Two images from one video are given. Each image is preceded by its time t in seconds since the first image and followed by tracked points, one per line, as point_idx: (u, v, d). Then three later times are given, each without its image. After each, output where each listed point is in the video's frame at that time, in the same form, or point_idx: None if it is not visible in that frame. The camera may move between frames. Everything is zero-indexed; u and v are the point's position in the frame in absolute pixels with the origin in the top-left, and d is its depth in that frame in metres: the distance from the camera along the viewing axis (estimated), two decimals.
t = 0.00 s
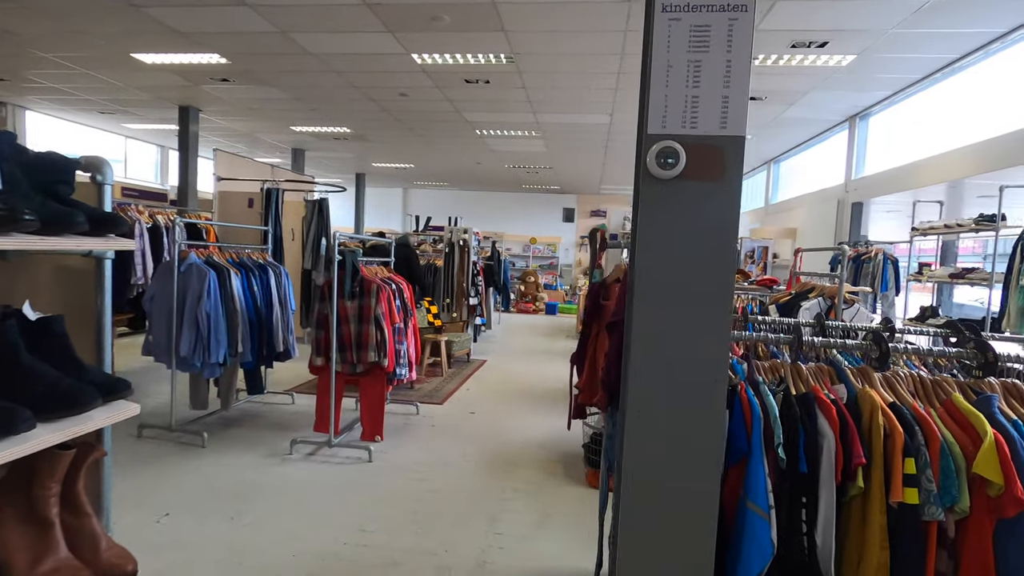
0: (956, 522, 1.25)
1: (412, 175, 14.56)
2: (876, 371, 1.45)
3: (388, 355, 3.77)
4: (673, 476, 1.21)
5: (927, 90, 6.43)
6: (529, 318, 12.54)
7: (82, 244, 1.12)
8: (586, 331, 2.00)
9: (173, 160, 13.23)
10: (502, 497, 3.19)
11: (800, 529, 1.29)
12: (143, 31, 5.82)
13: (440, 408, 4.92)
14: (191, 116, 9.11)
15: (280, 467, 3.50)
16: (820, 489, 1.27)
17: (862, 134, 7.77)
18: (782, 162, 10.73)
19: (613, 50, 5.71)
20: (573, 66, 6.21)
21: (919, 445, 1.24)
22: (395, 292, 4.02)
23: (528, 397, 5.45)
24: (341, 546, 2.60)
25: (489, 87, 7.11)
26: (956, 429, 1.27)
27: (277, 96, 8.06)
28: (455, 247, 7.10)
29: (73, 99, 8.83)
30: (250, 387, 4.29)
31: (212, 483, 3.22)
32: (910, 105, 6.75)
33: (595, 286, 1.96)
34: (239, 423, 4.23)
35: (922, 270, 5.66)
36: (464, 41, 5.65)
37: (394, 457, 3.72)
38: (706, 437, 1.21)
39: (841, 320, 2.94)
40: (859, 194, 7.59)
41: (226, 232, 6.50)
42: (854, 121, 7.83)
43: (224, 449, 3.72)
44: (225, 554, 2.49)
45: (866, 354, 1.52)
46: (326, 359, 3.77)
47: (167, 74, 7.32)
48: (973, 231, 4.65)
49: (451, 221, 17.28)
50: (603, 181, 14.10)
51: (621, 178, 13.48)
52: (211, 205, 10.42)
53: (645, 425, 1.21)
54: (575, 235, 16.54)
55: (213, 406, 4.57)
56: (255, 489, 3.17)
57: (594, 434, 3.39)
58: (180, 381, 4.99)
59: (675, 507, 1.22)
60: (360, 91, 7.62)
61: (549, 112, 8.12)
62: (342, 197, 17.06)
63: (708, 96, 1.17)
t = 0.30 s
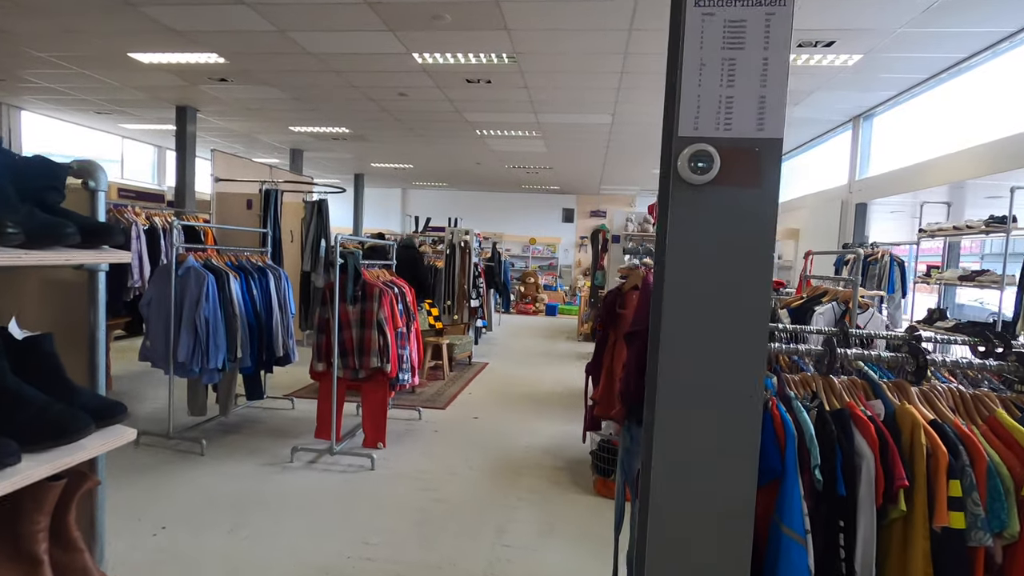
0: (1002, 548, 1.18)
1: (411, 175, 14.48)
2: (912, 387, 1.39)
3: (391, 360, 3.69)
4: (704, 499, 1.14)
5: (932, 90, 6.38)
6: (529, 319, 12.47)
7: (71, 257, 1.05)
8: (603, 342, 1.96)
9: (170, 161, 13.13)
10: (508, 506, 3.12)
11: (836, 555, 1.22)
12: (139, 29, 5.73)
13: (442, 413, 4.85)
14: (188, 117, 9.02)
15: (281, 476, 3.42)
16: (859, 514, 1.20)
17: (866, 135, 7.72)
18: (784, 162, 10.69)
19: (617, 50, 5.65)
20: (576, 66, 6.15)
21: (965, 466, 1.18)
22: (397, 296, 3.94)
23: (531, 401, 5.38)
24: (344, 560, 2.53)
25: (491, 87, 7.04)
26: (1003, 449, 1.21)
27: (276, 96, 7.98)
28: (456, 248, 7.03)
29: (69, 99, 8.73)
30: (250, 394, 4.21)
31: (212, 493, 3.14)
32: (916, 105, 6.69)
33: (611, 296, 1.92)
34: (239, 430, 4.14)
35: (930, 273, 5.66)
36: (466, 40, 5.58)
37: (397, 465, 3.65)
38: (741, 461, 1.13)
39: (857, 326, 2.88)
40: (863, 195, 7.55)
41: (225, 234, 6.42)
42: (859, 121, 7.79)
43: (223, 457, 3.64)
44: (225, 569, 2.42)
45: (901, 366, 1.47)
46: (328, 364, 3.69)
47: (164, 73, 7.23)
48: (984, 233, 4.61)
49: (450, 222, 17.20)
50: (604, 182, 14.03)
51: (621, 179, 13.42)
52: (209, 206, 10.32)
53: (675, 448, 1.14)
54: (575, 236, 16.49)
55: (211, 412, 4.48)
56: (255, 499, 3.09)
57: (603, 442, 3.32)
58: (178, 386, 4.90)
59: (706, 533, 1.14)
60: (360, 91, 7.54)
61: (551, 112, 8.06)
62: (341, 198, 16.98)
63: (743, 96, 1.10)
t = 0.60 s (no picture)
0: None
1: (411, 175, 14.38)
2: (960, 398, 1.32)
3: (394, 364, 3.60)
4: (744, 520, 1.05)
5: (941, 88, 6.28)
6: (530, 320, 12.40)
7: (52, 263, 0.97)
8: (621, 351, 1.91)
9: (168, 160, 13.02)
10: (516, 515, 3.03)
11: None
12: (135, 26, 5.64)
13: (446, 416, 4.76)
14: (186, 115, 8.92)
15: (282, 483, 3.33)
16: (911, 536, 1.11)
17: (872, 133, 7.65)
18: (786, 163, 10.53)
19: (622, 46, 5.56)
20: (580, 63, 6.06)
21: None
22: (401, 297, 3.84)
23: (535, 403, 5.29)
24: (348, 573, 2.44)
25: (493, 85, 6.95)
26: None
27: (275, 94, 7.89)
28: (457, 249, 6.93)
29: (65, 97, 8.63)
30: (249, 398, 4.11)
31: (210, 502, 3.05)
32: (924, 103, 6.61)
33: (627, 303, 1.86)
34: (238, 435, 4.04)
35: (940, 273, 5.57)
36: (468, 37, 5.49)
37: (401, 471, 3.56)
38: (785, 480, 1.05)
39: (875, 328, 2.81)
40: (868, 194, 7.48)
41: (223, 234, 6.33)
42: (864, 119, 7.71)
43: (222, 464, 3.54)
44: None
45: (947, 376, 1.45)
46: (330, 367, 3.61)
47: (162, 71, 7.13)
48: (997, 233, 4.52)
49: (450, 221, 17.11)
50: (605, 181, 13.96)
51: (622, 178, 13.35)
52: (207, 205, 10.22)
53: (712, 465, 1.06)
54: (576, 235, 16.40)
55: (210, 416, 4.38)
56: (255, 508, 3.00)
57: (613, 447, 3.23)
58: (176, 390, 4.81)
59: (747, 557, 1.06)
60: (360, 89, 7.45)
61: (553, 111, 7.97)
62: (341, 198, 16.88)
63: (788, 85, 1.01)
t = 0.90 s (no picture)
0: None
1: (410, 174, 14.30)
2: (1001, 404, 1.33)
3: (395, 365, 3.52)
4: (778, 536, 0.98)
5: (947, 85, 6.21)
6: (530, 319, 12.33)
7: (23, 260, 0.90)
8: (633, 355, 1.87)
9: (165, 159, 12.92)
10: (521, 520, 2.96)
11: None
12: (132, 22, 5.55)
13: (447, 417, 4.69)
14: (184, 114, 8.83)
15: (281, 487, 3.26)
16: (950, 551, 1.10)
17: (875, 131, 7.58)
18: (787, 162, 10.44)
19: (625, 43, 5.49)
20: (582, 60, 5.99)
21: None
22: (401, 296, 3.76)
23: (538, 404, 5.22)
24: None
25: (494, 82, 6.88)
26: None
27: (273, 92, 7.81)
28: (458, 247, 6.88)
29: (61, 95, 8.54)
30: (247, 399, 4.03)
31: (207, 508, 2.97)
32: (929, 100, 6.54)
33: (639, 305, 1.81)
34: (236, 438, 3.97)
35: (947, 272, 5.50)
36: (469, 33, 5.42)
37: (403, 474, 3.49)
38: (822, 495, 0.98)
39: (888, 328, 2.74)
40: (872, 192, 7.42)
41: (220, 232, 6.26)
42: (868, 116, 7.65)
43: (219, 467, 3.47)
44: None
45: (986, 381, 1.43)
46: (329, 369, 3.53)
47: (158, 68, 7.05)
48: (1007, 231, 4.45)
49: (450, 220, 17.03)
50: (605, 180, 13.89)
51: (623, 177, 13.29)
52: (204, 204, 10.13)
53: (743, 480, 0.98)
54: (576, 234, 16.32)
55: (207, 418, 4.30)
56: (253, 514, 2.93)
57: (620, 450, 3.16)
58: (172, 391, 4.73)
59: None
60: (359, 86, 7.36)
61: (554, 109, 7.90)
62: (340, 197, 16.79)
63: (826, 69, 0.93)
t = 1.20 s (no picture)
0: None
1: (408, 172, 14.17)
2: None
3: (394, 364, 3.42)
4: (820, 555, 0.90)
5: (955, 79, 6.11)
6: (529, 318, 12.24)
7: None
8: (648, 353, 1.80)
9: (159, 157, 12.79)
10: (524, 525, 2.86)
11: None
12: (124, 15, 5.44)
13: (446, 418, 4.60)
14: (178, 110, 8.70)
15: (275, 491, 3.15)
16: (1010, 570, 1.07)
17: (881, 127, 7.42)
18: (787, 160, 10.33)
19: (627, 37, 5.39)
20: (583, 54, 5.89)
21: None
22: (399, 294, 3.66)
23: (538, 404, 5.14)
24: None
25: (493, 78, 6.77)
26: None
27: (268, 87, 7.69)
28: (457, 245, 6.79)
29: (53, 91, 8.40)
30: (241, 400, 3.93)
31: (199, 513, 2.87)
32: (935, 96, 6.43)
33: (654, 301, 1.74)
34: (230, 440, 3.86)
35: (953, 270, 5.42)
36: (467, 26, 5.31)
37: (401, 477, 3.39)
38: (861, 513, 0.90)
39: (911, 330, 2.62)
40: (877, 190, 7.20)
41: (215, 229, 6.15)
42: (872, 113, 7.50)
43: (212, 470, 3.36)
44: None
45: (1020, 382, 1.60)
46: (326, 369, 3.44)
47: (152, 63, 6.93)
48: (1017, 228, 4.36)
49: (448, 219, 16.92)
50: (604, 178, 13.80)
51: (622, 175, 13.21)
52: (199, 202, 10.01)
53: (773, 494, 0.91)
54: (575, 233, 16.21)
55: (200, 420, 4.20)
56: (247, 520, 2.83)
57: (625, 453, 3.08)
58: (165, 392, 4.62)
59: None
60: (356, 81, 7.25)
61: (553, 105, 7.81)
62: (337, 195, 16.66)
63: (877, 40, 0.84)
